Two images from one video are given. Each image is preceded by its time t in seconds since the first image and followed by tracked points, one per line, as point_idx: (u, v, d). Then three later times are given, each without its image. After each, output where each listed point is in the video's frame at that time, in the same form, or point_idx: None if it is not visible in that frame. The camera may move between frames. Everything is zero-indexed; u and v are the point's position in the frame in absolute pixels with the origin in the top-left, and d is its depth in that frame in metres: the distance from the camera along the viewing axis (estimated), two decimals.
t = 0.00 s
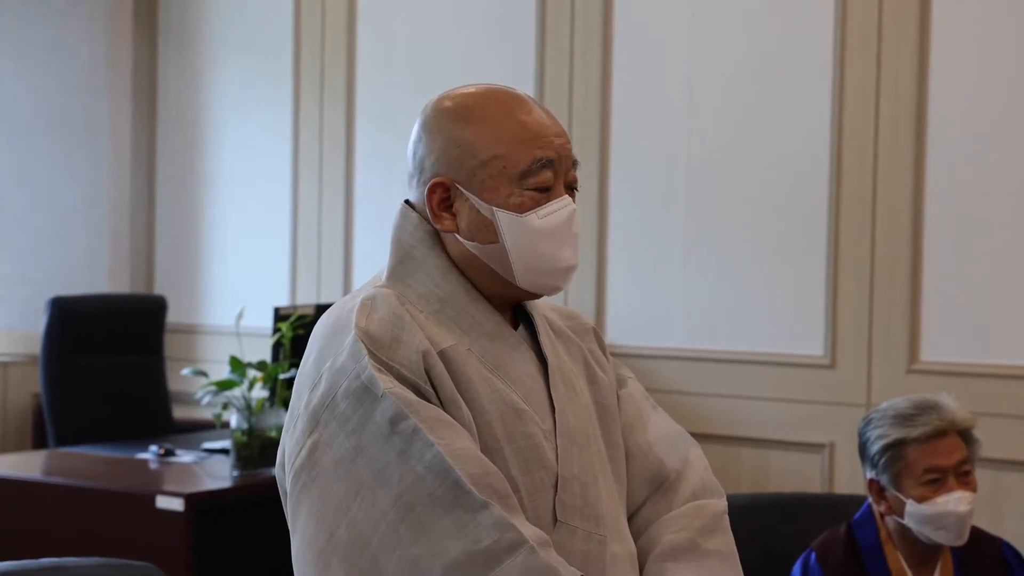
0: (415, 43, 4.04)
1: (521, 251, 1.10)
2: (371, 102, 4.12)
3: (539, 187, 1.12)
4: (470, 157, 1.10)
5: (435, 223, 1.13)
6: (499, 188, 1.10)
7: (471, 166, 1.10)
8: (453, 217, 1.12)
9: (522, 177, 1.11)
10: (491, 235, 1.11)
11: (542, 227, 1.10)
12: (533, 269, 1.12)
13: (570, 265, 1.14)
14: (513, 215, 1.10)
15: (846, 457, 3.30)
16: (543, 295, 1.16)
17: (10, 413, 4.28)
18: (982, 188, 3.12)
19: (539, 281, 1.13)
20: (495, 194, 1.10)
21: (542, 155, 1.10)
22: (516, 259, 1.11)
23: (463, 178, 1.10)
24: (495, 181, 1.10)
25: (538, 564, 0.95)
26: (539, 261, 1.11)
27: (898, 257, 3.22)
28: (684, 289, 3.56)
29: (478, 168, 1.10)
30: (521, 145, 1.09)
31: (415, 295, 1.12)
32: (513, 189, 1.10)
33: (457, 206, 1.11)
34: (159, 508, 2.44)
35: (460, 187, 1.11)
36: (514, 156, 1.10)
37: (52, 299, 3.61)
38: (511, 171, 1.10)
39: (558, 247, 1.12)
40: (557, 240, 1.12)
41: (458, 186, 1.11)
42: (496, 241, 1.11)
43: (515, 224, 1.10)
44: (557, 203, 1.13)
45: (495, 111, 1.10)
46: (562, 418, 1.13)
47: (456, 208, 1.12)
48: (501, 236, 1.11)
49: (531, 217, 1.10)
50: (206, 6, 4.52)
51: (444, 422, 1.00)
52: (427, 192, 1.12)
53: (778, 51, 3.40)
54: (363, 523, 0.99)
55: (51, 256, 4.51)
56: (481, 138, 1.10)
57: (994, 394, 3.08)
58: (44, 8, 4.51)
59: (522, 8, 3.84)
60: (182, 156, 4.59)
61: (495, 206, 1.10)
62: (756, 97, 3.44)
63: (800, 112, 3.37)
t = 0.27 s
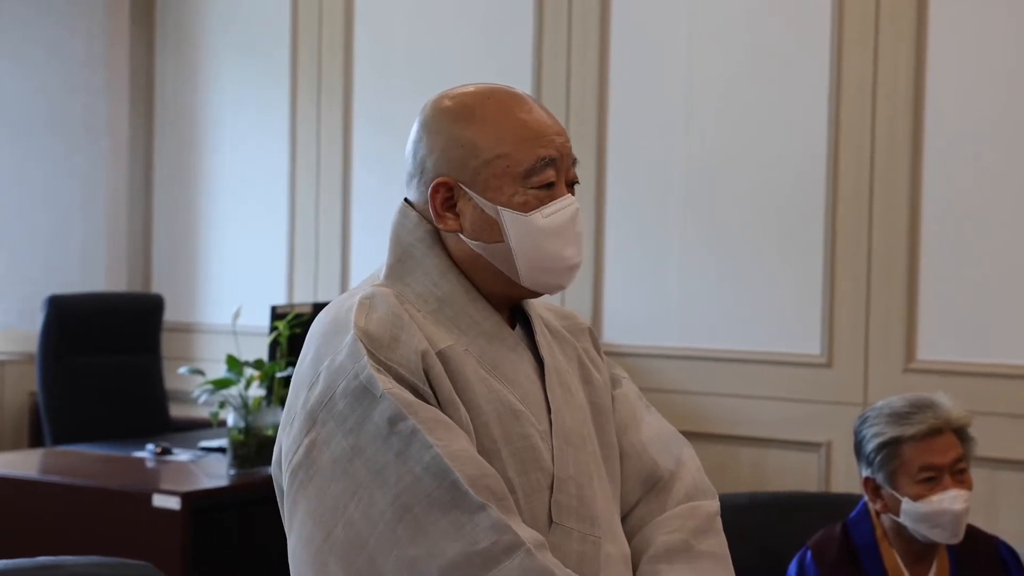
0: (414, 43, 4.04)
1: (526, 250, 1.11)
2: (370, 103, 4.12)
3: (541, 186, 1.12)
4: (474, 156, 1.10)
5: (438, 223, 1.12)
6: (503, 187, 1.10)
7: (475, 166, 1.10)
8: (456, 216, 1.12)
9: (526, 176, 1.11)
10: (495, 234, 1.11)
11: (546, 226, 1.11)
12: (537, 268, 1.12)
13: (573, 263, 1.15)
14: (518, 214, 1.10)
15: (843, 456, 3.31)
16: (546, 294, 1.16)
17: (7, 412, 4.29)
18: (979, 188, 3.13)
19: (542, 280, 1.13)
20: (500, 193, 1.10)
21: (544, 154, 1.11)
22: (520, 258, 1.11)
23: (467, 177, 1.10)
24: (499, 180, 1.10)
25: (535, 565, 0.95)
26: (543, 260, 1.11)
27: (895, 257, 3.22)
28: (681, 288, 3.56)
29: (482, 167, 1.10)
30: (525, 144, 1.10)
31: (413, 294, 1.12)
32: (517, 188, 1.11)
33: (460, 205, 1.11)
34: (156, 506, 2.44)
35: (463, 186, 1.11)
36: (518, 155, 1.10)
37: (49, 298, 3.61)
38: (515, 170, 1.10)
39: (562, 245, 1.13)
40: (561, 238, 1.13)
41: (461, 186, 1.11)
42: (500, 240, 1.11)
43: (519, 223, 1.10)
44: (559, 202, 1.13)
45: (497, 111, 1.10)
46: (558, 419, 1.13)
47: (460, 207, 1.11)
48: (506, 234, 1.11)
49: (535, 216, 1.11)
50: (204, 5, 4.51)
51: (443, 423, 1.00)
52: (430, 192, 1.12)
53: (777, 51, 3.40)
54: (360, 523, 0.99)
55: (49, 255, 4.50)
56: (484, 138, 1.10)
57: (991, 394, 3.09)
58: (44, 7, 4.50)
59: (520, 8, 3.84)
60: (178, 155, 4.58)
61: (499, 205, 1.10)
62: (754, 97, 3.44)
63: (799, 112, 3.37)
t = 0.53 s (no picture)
0: (412, 42, 4.04)
1: (525, 248, 1.10)
2: (368, 103, 4.12)
3: (539, 184, 1.12)
4: (473, 155, 1.10)
5: (436, 221, 1.12)
6: (502, 185, 1.10)
7: (474, 164, 1.10)
8: (455, 215, 1.12)
9: (525, 174, 1.11)
10: (494, 232, 1.11)
11: (544, 224, 1.11)
12: (535, 265, 1.12)
13: (570, 261, 1.15)
14: (517, 212, 1.10)
15: (839, 455, 3.31)
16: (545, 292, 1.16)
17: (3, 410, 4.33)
18: (976, 188, 3.13)
19: (540, 278, 1.13)
20: (498, 191, 1.10)
21: (543, 152, 1.11)
22: (519, 256, 1.11)
23: (465, 175, 1.10)
24: (498, 178, 1.10)
25: (535, 565, 0.95)
26: (541, 259, 1.11)
27: (892, 256, 3.22)
28: (678, 288, 3.56)
29: (480, 165, 1.10)
30: (523, 142, 1.10)
31: (409, 293, 1.12)
32: (516, 185, 1.10)
33: (459, 203, 1.11)
34: (152, 505, 2.44)
35: (462, 184, 1.10)
36: (516, 153, 1.10)
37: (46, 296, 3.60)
38: (514, 168, 1.10)
39: (559, 243, 1.13)
40: (559, 236, 1.13)
41: (460, 183, 1.10)
42: (499, 238, 1.11)
43: (518, 221, 1.10)
44: (557, 200, 1.13)
45: (495, 109, 1.10)
46: (555, 418, 1.13)
47: (458, 205, 1.11)
48: (505, 232, 1.11)
49: (534, 214, 1.11)
50: (202, 4, 4.51)
51: (442, 422, 1.00)
52: (429, 189, 1.12)
53: (775, 51, 3.41)
54: (359, 522, 0.99)
55: (45, 255, 4.51)
56: (483, 136, 1.10)
57: (987, 393, 3.09)
58: (43, 8, 4.52)
59: (518, 7, 3.84)
60: (175, 154, 4.57)
61: (498, 203, 1.10)
62: (752, 96, 3.44)
63: (799, 112, 3.37)
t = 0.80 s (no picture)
0: (411, 41, 4.03)
1: (530, 244, 1.11)
2: (367, 102, 4.11)
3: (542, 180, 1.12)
4: (477, 152, 1.09)
5: (440, 219, 1.12)
6: (506, 182, 1.10)
7: (478, 161, 1.09)
8: (458, 213, 1.11)
9: (528, 171, 1.11)
10: (499, 229, 1.11)
11: (548, 221, 1.11)
12: (540, 262, 1.12)
13: (572, 257, 1.15)
14: (521, 209, 1.10)
15: (837, 453, 3.31)
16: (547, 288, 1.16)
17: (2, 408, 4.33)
18: (975, 186, 3.13)
19: (543, 274, 1.14)
20: (503, 188, 1.10)
21: (545, 149, 1.11)
22: (524, 252, 1.11)
23: (469, 172, 1.10)
24: (503, 175, 1.10)
25: (534, 562, 0.95)
26: (545, 256, 1.12)
27: (890, 255, 3.22)
28: (677, 286, 3.56)
29: (485, 162, 1.09)
30: (527, 139, 1.10)
31: (407, 291, 1.12)
32: (520, 182, 1.11)
33: (462, 201, 1.11)
34: (149, 503, 2.44)
35: (466, 181, 1.10)
36: (520, 150, 1.10)
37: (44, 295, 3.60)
38: (518, 165, 1.10)
39: (562, 239, 1.13)
40: (561, 232, 1.13)
41: (464, 181, 1.10)
42: (504, 235, 1.11)
43: (523, 218, 1.10)
44: (559, 196, 1.14)
45: (497, 106, 1.10)
46: (553, 416, 1.12)
47: (462, 203, 1.11)
48: (510, 229, 1.11)
49: (538, 211, 1.11)
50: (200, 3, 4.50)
51: (441, 420, 1.00)
52: (432, 188, 1.11)
53: (775, 51, 3.40)
54: (358, 520, 0.99)
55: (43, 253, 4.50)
56: (487, 133, 1.09)
57: (986, 391, 3.09)
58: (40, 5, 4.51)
59: (516, 5, 3.83)
60: (173, 152, 4.57)
61: (502, 200, 1.10)
62: (751, 95, 3.44)
63: (798, 111, 3.37)
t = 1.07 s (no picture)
0: (410, 41, 4.03)
1: (533, 245, 1.11)
2: (366, 100, 4.11)
3: (547, 182, 1.12)
4: (482, 152, 1.09)
5: (443, 218, 1.12)
6: (511, 182, 1.10)
7: (483, 160, 1.09)
8: (462, 212, 1.11)
9: (533, 172, 1.11)
10: (503, 230, 1.11)
11: (552, 222, 1.11)
12: (543, 263, 1.12)
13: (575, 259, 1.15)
14: (526, 209, 1.10)
15: (837, 452, 3.31)
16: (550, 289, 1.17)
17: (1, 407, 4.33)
18: (975, 186, 3.13)
19: (546, 276, 1.14)
20: (507, 188, 1.10)
21: (550, 150, 1.11)
22: (527, 253, 1.11)
23: (474, 172, 1.10)
24: (507, 175, 1.10)
25: (536, 563, 0.95)
26: (549, 257, 1.12)
27: (890, 255, 3.22)
28: (676, 286, 3.56)
29: (490, 162, 1.09)
30: (532, 139, 1.10)
31: (409, 290, 1.12)
32: (524, 183, 1.11)
33: (467, 200, 1.11)
34: (149, 502, 2.44)
35: (470, 181, 1.10)
36: (525, 151, 1.10)
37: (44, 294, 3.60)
38: (522, 165, 1.10)
39: (566, 241, 1.13)
40: (565, 234, 1.13)
41: (469, 181, 1.10)
42: (508, 236, 1.11)
43: (528, 219, 1.10)
44: (563, 197, 1.14)
45: (502, 106, 1.10)
46: (553, 416, 1.13)
47: (466, 202, 1.11)
48: (513, 230, 1.11)
49: (543, 212, 1.11)
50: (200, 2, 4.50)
51: (443, 420, 1.00)
52: (436, 186, 1.11)
53: (774, 50, 3.40)
54: (360, 520, 0.99)
55: (42, 252, 4.49)
56: (492, 133, 1.09)
57: (986, 391, 3.09)
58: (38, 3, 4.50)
59: (516, 5, 3.83)
60: (173, 152, 4.57)
61: (507, 201, 1.10)
62: (751, 95, 3.44)
63: (798, 110, 3.37)
